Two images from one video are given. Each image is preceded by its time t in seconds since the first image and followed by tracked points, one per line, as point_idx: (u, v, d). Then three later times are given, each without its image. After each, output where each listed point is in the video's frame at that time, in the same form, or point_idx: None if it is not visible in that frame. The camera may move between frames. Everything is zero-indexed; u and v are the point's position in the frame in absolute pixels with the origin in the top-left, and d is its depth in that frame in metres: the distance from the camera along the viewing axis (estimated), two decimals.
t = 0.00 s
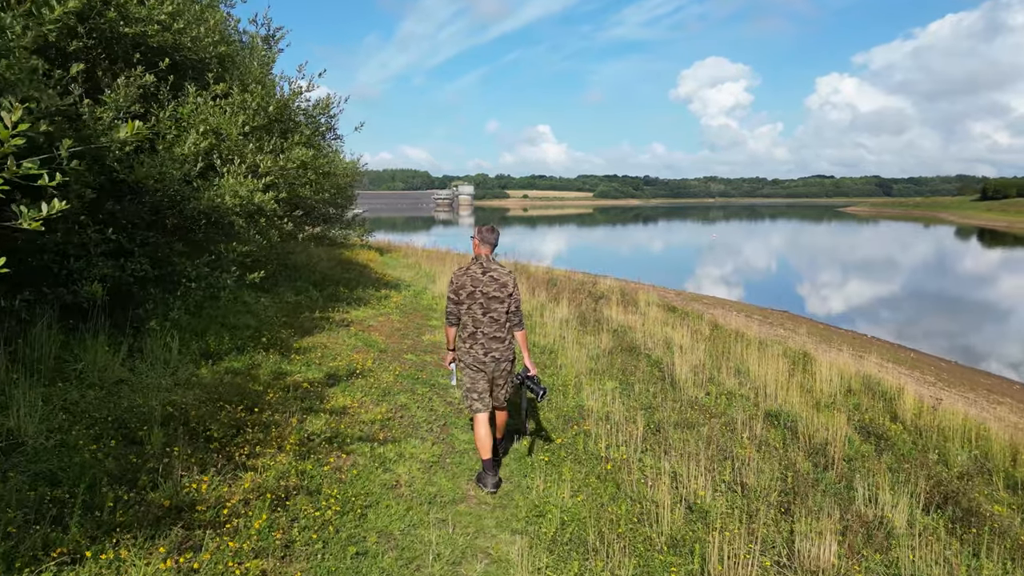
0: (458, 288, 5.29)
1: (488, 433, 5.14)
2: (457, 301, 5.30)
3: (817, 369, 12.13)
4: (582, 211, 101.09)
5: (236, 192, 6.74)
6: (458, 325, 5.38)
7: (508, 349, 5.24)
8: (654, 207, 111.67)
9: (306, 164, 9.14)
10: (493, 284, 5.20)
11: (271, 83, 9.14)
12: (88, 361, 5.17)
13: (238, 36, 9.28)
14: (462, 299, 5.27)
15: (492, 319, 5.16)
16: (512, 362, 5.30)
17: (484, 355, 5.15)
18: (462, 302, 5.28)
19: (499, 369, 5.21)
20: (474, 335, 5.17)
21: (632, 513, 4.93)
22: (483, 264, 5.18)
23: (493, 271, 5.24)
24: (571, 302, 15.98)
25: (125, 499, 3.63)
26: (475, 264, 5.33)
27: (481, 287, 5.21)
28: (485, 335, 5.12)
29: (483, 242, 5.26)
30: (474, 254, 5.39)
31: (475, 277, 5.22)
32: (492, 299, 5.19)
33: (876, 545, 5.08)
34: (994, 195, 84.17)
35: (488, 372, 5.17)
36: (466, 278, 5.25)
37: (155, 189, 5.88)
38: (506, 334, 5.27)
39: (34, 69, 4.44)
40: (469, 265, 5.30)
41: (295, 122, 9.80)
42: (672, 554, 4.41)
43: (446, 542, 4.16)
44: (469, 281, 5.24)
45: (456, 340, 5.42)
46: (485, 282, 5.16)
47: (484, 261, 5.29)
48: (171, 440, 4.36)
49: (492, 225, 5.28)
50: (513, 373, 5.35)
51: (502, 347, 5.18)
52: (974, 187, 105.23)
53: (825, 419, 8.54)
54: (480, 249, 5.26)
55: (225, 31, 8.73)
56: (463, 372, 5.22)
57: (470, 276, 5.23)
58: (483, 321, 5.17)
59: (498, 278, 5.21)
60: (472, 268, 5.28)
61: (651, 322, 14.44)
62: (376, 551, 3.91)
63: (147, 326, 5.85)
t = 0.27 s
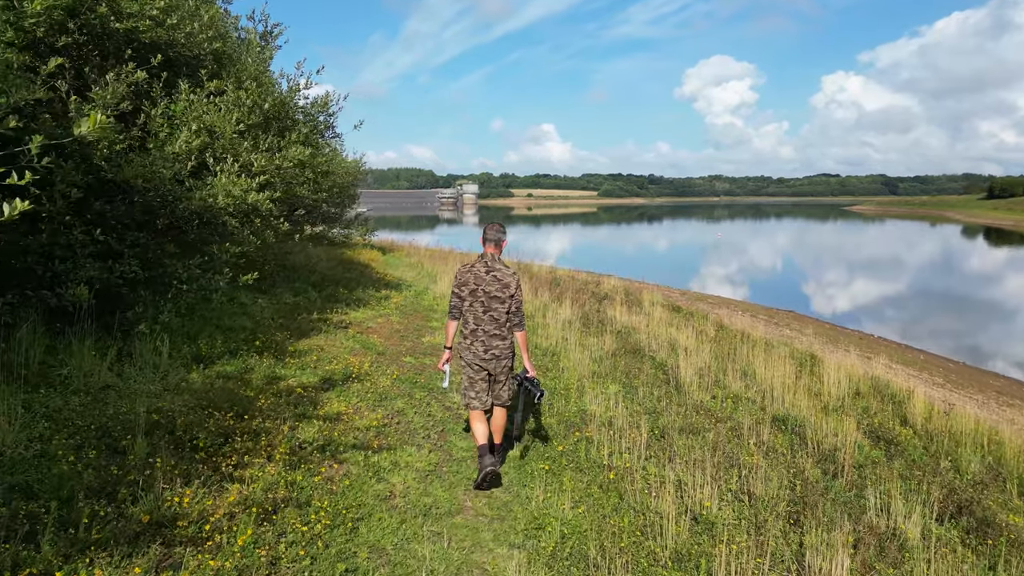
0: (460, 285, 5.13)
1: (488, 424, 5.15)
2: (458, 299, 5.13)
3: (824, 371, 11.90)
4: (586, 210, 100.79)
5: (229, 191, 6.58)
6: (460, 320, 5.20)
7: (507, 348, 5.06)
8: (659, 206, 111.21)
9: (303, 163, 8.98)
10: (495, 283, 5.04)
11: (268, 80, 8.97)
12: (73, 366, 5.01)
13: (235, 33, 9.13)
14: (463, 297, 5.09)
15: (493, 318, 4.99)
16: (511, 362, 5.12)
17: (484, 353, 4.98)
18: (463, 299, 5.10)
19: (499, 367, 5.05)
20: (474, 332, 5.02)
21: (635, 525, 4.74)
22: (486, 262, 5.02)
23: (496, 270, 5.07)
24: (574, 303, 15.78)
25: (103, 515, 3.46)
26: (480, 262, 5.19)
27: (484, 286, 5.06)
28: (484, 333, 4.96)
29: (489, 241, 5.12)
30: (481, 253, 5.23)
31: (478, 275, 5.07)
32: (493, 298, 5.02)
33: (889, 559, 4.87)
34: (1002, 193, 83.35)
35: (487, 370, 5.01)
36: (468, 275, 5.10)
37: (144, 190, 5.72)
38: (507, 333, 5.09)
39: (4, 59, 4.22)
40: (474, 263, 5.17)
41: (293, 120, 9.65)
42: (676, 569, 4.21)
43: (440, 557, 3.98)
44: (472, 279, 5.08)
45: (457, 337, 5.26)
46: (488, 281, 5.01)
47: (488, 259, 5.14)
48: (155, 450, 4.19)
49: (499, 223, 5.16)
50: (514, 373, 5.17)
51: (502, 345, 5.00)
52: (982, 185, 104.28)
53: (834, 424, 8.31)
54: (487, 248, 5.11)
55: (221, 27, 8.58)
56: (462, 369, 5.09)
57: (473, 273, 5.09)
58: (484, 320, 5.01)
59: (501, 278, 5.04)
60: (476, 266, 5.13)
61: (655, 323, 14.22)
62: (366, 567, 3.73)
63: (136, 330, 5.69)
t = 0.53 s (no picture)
0: (461, 280, 4.93)
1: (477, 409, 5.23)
2: (458, 293, 4.94)
3: (833, 373, 11.63)
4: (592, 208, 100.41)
5: (220, 190, 6.41)
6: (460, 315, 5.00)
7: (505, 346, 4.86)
8: (665, 204, 110.66)
9: (301, 160, 8.82)
10: (496, 280, 4.84)
11: (265, 76, 8.81)
12: (56, 371, 4.86)
13: (232, 28, 8.97)
14: (464, 292, 4.90)
15: (492, 315, 4.79)
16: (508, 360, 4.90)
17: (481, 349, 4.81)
18: (463, 294, 4.91)
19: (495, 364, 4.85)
20: (472, 328, 4.82)
21: (636, 539, 4.53)
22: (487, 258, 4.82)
23: (499, 267, 4.87)
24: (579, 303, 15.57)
25: (76, 532, 3.29)
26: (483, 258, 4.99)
27: (484, 282, 4.87)
28: (482, 329, 4.77)
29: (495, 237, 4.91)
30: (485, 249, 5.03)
31: (479, 271, 4.88)
32: (493, 295, 4.82)
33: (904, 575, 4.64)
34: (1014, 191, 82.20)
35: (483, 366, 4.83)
36: (470, 271, 4.91)
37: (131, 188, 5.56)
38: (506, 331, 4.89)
39: None
40: (476, 258, 4.97)
41: (291, 117, 9.49)
42: None
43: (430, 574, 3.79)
44: (474, 274, 4.89)
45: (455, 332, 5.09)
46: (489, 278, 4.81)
47: (490, 256, 4.93)
48: (136, 460, 4.03)
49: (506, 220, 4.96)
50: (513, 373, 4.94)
51: (499, 343, 4.82)
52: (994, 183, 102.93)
53: (844, 429, 8.06)
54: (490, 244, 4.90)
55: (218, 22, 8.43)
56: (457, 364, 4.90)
57: (475, 268, 4.90)
58: (483, 316, 4.81)
59: (502, 275, 4.84)
60: (478, 261, 4.93)
61: (661, 324, 13.99)
62: None
63: (124, 333, 5.54)
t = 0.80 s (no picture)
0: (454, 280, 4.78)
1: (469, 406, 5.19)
2: (451, 294, 4.77)
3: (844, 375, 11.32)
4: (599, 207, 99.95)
5: (211, 188, 6.24)
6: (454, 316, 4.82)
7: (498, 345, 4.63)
8: (673, 202, 109.92)
9: (297, 157, 8.64)
10: (488, 279, 4.64)
11: (261, 72, 8.64)
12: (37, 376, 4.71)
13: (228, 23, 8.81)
14: (457, 292, 4.73)
15: (484, 315, 4.58)
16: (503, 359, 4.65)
17: (473, 349, 4.60)
18: (456, 295, 4.74)
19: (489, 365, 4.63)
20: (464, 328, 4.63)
21: (635, 555, 4.29)
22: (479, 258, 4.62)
23: (491, 267, 4.66)
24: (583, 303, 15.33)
25: (42, 550, 3.12)
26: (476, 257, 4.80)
27: (477, 282, 4.68)
28: (474, 328, 4.57)
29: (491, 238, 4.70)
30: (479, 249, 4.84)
31: (471, 270, 4.69)
32: (485, 294, 4.61)
33: None
34: None
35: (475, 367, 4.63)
36: (462, 270, 4.73)
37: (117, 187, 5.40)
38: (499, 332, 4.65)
39: None
40: (470, 257, 4.79)
41: (288, 113, 9.32)
42: None
43: None
44: (466, 273, 4.71)
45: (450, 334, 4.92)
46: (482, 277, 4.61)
47: (483, 256, 4.73)
48: (112, 471, 3.87)
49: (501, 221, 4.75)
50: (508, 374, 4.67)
51: (491, 342, 4.59)
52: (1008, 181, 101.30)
53: (855, 434, 7.78)
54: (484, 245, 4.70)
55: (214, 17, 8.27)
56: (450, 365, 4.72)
57: (467, 267, 4.71)
58: (475, 316, 4.61)
59: (495, 274, 4.64)
60: (470, 261, 4.74)
61: (667, 324, 13.72)
62: None
63: (110, 337, 5.38)
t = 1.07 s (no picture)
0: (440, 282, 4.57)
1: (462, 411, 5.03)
2: (437, 297, 4.56)
3: (855, 378, 11.00)
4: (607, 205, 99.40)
5: (198, 186, 6.05)
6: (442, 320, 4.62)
7: (487, 348, 4.40)
8: (682, 201, 109.11)
9: (292, 155, 8.45)
10: (473, 279, 4.41)
11: (255, 68, 8.46)
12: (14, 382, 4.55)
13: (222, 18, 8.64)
14: (442, 294, 4.52)
15: (470, 316, 4.35)
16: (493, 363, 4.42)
17: (461, 353, 4.37)
18: (441, 297, 4.53)
19: (478, 368, 4.41)
20: (451, 331, 4.42)
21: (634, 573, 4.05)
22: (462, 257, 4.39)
23: (476, 266, 4.43)
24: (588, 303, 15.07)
25: None
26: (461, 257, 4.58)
27: (461, 282, 4.45)
28: (460, 331, 4.35)
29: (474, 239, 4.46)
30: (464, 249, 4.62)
31: (455, 270, 4.47)
32: (470, 295, 4.38)
33: None
34: None
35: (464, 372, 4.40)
36: (446, 272, 4.51)
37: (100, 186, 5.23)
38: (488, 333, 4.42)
39: None
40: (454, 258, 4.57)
41: (284, 110, 9.14)
42: None
43: None
44: (451, 274, 4.49)
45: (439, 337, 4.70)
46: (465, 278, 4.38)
47: (468, 256, 4.50)
48: (82, 484, 3.68)
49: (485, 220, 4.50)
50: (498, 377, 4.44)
51: (480, 345, 4.37)
52: None
53: (868, 441, 7.47)
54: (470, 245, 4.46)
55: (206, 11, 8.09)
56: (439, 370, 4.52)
57: (451, 269, 4.49)
58: (461, 318, 4.39)
59: (479, 273, 4.41)
60: (455, 261, 4.52)
61: (674, 326, 13.43)
62: None
63: (94, 341, 5.21)
